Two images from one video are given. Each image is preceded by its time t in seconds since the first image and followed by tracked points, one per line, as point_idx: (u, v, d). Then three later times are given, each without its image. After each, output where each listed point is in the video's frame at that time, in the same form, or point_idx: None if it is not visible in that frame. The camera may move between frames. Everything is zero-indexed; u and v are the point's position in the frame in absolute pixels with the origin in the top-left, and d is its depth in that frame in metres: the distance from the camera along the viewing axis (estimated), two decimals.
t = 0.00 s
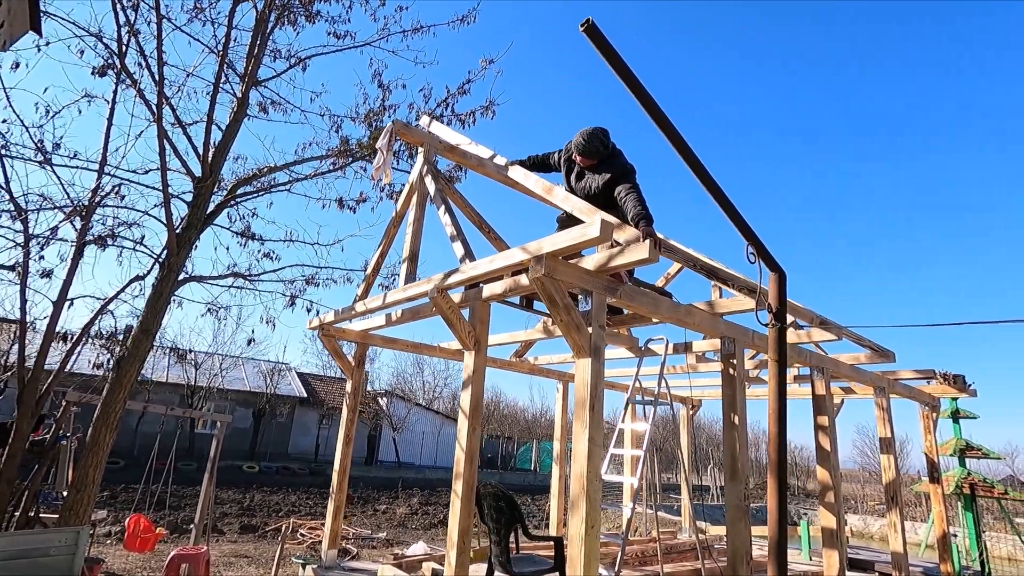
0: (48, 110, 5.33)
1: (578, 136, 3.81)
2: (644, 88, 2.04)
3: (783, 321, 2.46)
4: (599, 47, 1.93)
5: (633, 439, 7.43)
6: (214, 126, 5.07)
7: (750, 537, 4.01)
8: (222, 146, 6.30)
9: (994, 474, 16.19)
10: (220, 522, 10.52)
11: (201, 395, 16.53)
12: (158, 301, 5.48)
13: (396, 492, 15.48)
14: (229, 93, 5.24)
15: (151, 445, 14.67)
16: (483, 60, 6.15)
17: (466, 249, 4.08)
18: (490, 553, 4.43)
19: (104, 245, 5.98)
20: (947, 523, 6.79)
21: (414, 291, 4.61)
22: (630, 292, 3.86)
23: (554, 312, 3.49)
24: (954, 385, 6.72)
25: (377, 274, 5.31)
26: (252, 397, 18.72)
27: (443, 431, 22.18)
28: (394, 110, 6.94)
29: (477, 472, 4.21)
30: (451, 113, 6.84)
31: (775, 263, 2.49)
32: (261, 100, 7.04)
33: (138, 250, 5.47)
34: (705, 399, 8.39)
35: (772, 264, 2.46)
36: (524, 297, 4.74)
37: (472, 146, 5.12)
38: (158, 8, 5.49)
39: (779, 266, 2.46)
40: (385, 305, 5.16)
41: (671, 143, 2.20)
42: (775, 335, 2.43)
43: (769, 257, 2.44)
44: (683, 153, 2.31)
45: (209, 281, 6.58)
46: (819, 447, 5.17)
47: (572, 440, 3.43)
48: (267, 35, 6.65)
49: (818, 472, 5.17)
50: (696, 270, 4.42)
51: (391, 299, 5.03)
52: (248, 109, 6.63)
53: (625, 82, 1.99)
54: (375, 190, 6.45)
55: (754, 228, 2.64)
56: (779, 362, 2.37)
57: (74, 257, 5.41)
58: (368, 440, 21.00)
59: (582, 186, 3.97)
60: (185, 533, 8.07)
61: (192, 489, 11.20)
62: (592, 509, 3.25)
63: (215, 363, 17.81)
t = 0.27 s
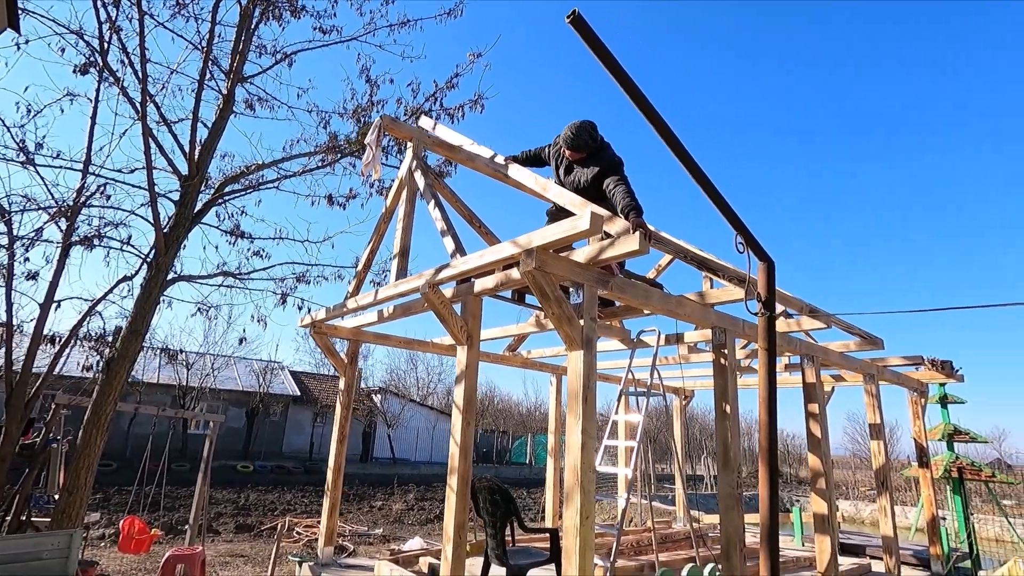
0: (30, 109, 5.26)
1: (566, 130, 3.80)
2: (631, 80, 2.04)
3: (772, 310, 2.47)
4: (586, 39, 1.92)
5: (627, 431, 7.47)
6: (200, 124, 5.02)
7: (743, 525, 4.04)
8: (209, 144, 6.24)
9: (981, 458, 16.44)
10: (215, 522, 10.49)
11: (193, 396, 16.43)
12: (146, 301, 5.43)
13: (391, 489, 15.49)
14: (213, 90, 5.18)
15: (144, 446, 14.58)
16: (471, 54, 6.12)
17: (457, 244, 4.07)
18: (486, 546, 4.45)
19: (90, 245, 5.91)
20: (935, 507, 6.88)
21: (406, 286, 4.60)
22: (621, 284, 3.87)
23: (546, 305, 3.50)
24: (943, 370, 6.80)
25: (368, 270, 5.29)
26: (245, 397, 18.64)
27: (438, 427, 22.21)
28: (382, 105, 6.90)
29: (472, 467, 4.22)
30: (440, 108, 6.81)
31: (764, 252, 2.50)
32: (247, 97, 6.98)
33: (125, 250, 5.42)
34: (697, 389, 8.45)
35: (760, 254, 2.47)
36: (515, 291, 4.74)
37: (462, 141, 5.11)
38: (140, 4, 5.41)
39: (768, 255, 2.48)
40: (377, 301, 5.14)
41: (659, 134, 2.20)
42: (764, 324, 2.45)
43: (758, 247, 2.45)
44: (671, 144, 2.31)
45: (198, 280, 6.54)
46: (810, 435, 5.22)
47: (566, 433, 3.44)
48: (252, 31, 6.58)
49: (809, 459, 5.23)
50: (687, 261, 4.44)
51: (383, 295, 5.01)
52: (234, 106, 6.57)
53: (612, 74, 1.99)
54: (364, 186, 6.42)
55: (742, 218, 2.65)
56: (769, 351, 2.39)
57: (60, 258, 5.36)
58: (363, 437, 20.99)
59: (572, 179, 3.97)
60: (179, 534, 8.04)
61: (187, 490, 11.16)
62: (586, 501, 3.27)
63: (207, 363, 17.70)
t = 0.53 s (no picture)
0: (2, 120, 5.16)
1: (547, 129, 3.83)
2: (611, 80, 2.06)
3: (756, 303, 2.52)
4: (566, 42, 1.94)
5: (617, 426, 7.52)
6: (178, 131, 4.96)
7: (733, 515, 4.10)
8: (188, 151, 6.18)
9: (962, 440, 16.80)
10: (206, 533, 10.39)
11: (179, 406, 16.22)
12: (128, 312, 5.36)
13: (384, 492, 15.45)
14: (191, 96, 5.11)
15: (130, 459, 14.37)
16: (451, 54, 6.12)
17: (443, 246, 4.08)
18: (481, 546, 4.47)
19: (69, 257, 5.82)
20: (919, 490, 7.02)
21: (393, 289, 4.59)
22: (607, 281, 3.91)
23: (533, 304, 3.52)
24: (923, 355, 6.94)
25: (354, 274, 5.28)
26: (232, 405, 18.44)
27: (428, 428, 22.16)
28: (363, 107, 6.87)
29: (464, 467, 4.24)
30: (421, 109, 6.80)
31: (746, 246, 2.54)
32: (225, 102, 6.90)
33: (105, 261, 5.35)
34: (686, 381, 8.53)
35: (743, 248, 2.51)
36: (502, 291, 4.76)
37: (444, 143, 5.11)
38: (112, 10, 5.33)
39: (750, 249, 2.52)
40: (364, 305, 5.13)
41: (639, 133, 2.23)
42: (748, 317, 2.49)
43: (740, 241, 2.49)
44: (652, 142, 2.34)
45: (181, 289, 6.47)
46: (796, 423, 5.31)
47: (557, 430, 3.47)
48: (228, 35, 6.52)
49: (797, 447, 5.31)
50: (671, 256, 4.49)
51: (370, 299, 5.00)
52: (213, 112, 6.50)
53: (593, 75, 2.01)
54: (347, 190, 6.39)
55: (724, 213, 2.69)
56: (754, 343, 2.43)
57: (38, 271, 5.27)
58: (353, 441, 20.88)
59: (554, 178, 3.99)
60: (170, 546, 7.95)
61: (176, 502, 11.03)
62: (579, 497, 3.30)
63: (192, 372, 17.49)
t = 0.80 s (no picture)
0: None
1: (533, 122, 3.82)
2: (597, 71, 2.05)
3: (742, 292, 2.53)
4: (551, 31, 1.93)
5: (606, 418, 7.56)
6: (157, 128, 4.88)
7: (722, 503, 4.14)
8: (167, 147, 6.08)
9: (942, 425, 17.16)
10: (194, 534, 10.29)
11: (164, 407, 16.02)
12: (109, 312, 5.27)
13: (373, 489, 15.41)
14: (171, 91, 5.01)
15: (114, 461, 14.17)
16: (435, 47, 6.07)
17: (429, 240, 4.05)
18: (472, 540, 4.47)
19: (46, 256, 5.71)
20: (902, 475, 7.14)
21: (379, 285, 4.56)
22: (594, 273, 3.91)
23: (521, 297, 3.51)
24: (905, 343, 7.04)
25: (340, 270, 5.23)
26: (218, 405, 18.25)
27: (417, 425, 22.12)
28: (347, 102, 6.80)
29: (454, 462, 4.23)
30: (406, 103, 6.75)
31: (733, 236, 2.56)
32: (206, 97, 6.80)
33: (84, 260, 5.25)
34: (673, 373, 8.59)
35: (729, 238, 2.52)
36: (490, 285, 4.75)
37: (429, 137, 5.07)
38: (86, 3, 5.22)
39: (736, 239, 2.53)
40: (350, 301, 5.09)
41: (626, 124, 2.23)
42: (735, 306, 2.50)
43: (726, 231, 2.51)
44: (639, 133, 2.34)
45: (162, 288, 6.37)
46: (782, 412, 5.37)
47: (547, 423, 3.47)
48: (207, 29, 6.41)
49: (783, 436, 5.37)
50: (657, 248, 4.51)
51: (356, 295, 4.97)
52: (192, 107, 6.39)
53: (578, 65, 2.00)
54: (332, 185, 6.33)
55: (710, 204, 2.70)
56: (740, 332, 2.45)
57: (14, 271, 5.16)
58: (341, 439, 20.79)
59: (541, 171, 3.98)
60: (157, 549, 7.87)
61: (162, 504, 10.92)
62: (569, 489, 3.30)
63: (176, 372, 17.28)
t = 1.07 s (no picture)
0: None
1: (524, 122, 3.82)
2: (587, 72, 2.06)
3: (731, 293, 2.55)
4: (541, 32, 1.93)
5: (596, 419, 7.57)
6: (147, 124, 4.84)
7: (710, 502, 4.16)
8: (156, 144, 6.03)
9: (929, 425, 17.32)
10: (182, 534, 10.22)
11: (152, 406, 15.89)
12: (96, 309, 5.22)
13: (364, 489, 15.35)
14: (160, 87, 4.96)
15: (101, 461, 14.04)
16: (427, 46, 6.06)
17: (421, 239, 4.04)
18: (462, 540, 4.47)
19: (32, 253, 5.65)
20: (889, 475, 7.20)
21: (370, 284, 4.54)
22: (585, 274, 3.92)
23: (512, 297, 3.51)
24: (892, 344, 7.11)
25: (331, 269, 5.21)
26: (207, 404, 18.13)
27: (408, 424, 22.07)
28: (338, 100, 6.77)
29: (444, 462, 4.22)
30: (398, 101, 6.74)
31: (721, 237, 2.58)
32: (195, 94, 6.75)
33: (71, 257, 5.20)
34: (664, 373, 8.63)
35: (718, 239, 2.54)
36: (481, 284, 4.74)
37: (421, 135, 5.06)
38: None
39: (725, 240, 2.55)
40: (341, 300, 5.07)
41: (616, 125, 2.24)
42: (724, 307, 2.52)
43: (715, 232, 2.52)
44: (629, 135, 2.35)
45: (150, 285, 6.32)
46: (771, 412, 5.40)
47: (537, 423, 3.47)
48: (197, 26, 6.36)
49: (772, 436, 5.40)
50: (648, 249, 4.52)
51: (347, 294, 4.95)
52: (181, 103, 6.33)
53: (569, 67, 2.01)
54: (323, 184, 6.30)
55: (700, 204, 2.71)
56: (729, 332, 2.47)
57: None
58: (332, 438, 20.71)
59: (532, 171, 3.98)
60: (144, 549, 7.80)
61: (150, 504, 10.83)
62: (559, 489, 3.31)
63: (165, 371, 17.15)
